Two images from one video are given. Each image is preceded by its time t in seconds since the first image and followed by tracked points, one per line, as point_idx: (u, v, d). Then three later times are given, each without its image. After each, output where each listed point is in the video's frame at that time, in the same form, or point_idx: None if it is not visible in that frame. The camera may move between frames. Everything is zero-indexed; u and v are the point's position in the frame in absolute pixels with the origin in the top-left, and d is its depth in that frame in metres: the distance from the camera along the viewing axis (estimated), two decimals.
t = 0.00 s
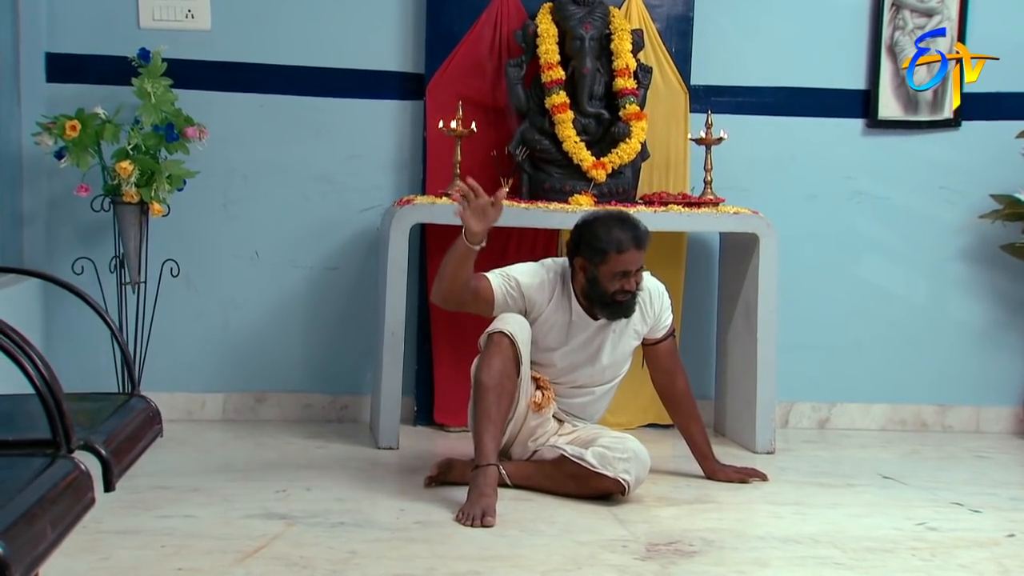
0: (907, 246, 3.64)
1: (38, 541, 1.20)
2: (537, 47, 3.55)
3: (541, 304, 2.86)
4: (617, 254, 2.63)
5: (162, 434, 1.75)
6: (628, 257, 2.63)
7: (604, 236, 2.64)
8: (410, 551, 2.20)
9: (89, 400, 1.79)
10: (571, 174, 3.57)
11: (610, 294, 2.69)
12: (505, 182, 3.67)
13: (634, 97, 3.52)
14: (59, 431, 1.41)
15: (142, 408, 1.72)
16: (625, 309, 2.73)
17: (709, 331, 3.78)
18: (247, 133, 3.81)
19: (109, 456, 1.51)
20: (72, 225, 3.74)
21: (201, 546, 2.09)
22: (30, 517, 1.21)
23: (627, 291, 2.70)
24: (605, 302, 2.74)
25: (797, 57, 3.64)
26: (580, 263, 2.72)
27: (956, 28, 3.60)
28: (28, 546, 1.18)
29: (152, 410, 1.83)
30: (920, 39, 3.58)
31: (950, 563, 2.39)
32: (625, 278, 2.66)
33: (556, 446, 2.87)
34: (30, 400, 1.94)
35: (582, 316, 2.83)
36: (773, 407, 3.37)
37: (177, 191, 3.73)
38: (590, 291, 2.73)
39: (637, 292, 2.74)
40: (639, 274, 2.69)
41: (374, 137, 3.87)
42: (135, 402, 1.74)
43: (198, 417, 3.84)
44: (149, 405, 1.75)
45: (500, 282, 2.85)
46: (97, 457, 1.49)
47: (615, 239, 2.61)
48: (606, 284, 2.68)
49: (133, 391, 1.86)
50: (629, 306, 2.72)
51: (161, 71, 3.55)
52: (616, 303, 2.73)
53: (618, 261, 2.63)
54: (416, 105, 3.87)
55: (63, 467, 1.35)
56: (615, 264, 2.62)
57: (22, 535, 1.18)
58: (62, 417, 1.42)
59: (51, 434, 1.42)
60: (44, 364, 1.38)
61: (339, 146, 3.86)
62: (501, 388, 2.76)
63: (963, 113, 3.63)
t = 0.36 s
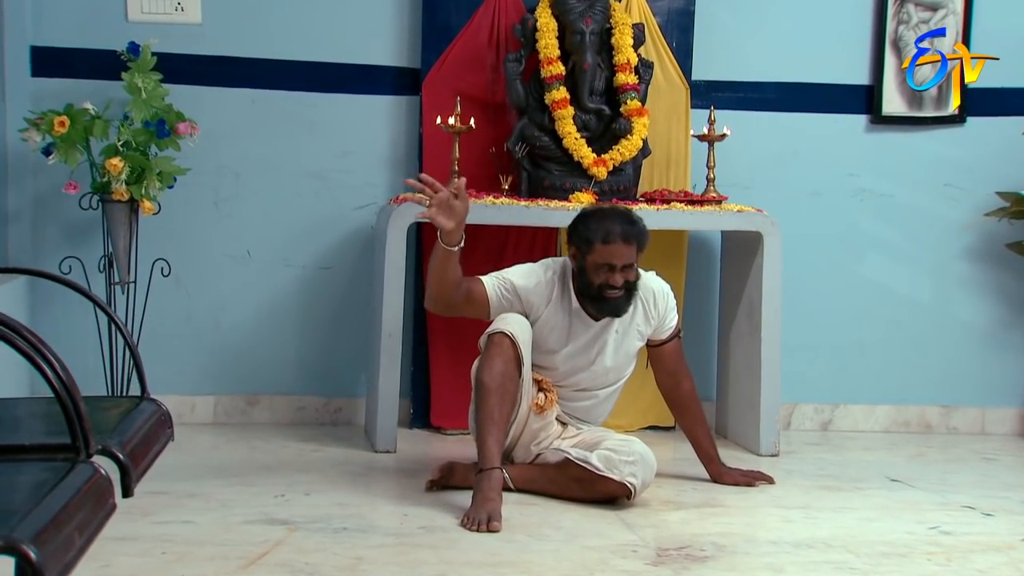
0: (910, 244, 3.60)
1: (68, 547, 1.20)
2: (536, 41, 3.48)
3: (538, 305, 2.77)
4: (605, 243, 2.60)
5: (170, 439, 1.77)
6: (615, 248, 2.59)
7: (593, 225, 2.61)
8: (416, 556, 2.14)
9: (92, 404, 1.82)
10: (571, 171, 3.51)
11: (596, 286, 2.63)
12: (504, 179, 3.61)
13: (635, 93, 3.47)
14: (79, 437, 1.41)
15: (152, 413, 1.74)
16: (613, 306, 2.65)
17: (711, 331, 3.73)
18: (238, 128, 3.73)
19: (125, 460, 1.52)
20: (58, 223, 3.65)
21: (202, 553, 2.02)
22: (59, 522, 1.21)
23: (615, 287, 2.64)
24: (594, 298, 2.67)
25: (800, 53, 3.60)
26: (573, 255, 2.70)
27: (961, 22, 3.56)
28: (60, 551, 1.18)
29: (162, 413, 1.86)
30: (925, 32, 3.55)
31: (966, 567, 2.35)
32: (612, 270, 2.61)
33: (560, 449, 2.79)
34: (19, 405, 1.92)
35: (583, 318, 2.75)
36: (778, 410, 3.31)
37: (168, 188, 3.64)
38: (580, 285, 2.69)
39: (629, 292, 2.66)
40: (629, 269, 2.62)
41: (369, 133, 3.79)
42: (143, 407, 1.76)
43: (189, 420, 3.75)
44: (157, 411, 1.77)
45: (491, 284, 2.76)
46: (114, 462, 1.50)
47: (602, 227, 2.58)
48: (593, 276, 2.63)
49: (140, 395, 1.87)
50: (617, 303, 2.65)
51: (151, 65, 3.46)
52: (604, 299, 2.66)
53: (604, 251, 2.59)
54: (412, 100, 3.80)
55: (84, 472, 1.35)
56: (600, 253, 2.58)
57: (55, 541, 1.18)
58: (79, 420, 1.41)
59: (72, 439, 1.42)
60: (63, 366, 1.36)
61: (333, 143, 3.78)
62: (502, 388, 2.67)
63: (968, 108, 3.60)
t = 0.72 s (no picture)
0: (912, 244, 3.57)
1: (92, 557, 1.17)
2: (534, 37, 3.42)
3: (540, 299, 2.68)
4: (596, 225, 2.57)
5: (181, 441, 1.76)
6: (603, 229, 2.54)
7: (587, 207, 2.59)
8: (420, 565, 2.07)
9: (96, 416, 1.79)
10: (568, 170, 3.45)
11: (579, 268, 2.57)
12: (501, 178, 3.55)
13: (634, 90, 3.41)
14: (94, 442, 1.42)
15: (162, 416, 1.74)
16: (594, 292, 2.56)
17: (710, 333, 3.68)
18: (227, 126, 3.64)
19: (139, 467, 1.50)
20: (41, 223, 3.55)
21: (200, 563, 1.96)
22: (80, 531, 1.17)
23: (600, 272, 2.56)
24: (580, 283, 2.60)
25: (800, 50, 3.55)
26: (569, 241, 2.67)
27: (963, 19, 3.53)
28: (84, 561, 1.14)
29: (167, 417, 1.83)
30: (928, 28, 3.51)
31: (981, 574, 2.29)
32: (598, 252, 2.55)
33: (562, 454, 2.72)
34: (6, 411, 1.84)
35: (580, 315, 2.67)
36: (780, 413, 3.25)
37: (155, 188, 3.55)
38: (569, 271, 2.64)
39: (615, 283, 2.57)
40: (616, 256, 2.55)
41: (362, 131, 3.71)
42: (151, 412, 1.73)
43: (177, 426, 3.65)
44: (164, 416, 1.75)
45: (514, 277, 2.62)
46: (129, 468, 1.48)
47: (593, 207, 2.56)
48: (579, 257, 2.58)
49: (147, 401, 1.83)
50: (599, 288, 2.55)
51: (137, 62, 3.37)
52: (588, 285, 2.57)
53: (591, 230, 2.55)
54: (405, 97, 3.72)
55: (99, 479, 1.32)
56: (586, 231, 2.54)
57: (79, 551, 1.14)
58: (94, 426, 1.43)
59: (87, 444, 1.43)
60: (76, 371, 1.39)
61: (324, 141, 3.70)
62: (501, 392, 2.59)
63: (971, 106, 3.56)
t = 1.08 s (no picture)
0: (914, 245, 3.53)
1: (121, 563, 1.16)
2: (531, 32, 3.36)
3: (556, 304, 2.62)
4: (602, 218, 2.52)
5: (190, 448, 1.76)
6: (611, 222, 2.51)
7: (595, 201, 2.56)
8: (425, 573, 2.00)
9: (92, 426, 1.75)
10: (567, 169, 3.39)
11: (586, 262, 2.53)
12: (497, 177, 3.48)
13: (633, 87, 3.35)
14: (112, 448, 1.42)
15: (174, 422, 1.74)
16: (601, 287, 2.52)
17: (710, 335, 3.63)
18: (216, 123, 3.56)
19: (155, 471, 1.50)
20: (23, 223, 3.45)
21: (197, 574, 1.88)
22: (107, 537, 1.16)
23: (608, 267, 2.52)
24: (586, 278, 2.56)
25: (800, 48, 3.51)
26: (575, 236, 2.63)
27: (966, 15, 3.50)
28: (113, 567, 1.14)
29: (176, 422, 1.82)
30: (929, 24, 3.48)
31: None
32: (605, 246, 2.51)
33: (565, 459, 2.66)
34: None
35: (589, 315, 2.64)
36: (782, 417, 3.21)
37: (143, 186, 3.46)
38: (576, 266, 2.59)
39: (623, 278, 2.53)
40: (624, 250, 2.52)
41: (354, 128, 3.64)
42: (162, 416, 1.74)
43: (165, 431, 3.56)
44: (173, 418, 1.76)
45: (543, 290, 2.52)
46: (145, 475, 1.47)
47: (601, 201, 2.53)
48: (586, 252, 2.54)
49: (156, 404, 1.85)
50: (606, 284, 2.52)
51: (123, 57, 3.28)
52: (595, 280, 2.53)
53: (600, 224, 2.52)
54: (398, 94, 3.65)
55: (120, 484, 1.31)
56: (593, 224, 2.51)
57: (108, 557, 1.13)
58: (112, 432, 1.43)
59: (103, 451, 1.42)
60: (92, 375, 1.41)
61: (316, 138, 3.62)
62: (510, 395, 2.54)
63: (973, 103, 3.53)
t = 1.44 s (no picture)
0: (918, 244, 3.51)
1: (156, 568, 1.12)
2: (530, 26, 3.30)
3: (559, 304, 2.55)
4: (607, 218, 2.45)
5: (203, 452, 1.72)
6: (616, 222, 2.44)
7: (600, 200, 2.49)
8: None
9: (86, 430, 1.67)
10: (566, 167, 3.33)
11: (588, 262, 2.46)
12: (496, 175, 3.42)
13: (634, 82, 3.30)
14: (135, 453, 1.37)
15: (188, 425, 1.70)
16: (603, 287, 2.45)
17: (711, 336, 3.58)
18: (205, 119, 3.48)
19: (176, 477, 1.45)
20: (9, 222, 3.36)
21: None
22: (136, 544, 1.10)
23: (610, 267, 2.45)
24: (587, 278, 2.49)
25: (801, 45, 3.47)
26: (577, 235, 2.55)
27: (969, 11, 3.47)
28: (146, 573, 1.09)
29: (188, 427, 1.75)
30: (933, 21, 3.46)
31: None
32: (608, 246, 2.44)
33: (570, 462, 2.59)
34: None
35: (593, 316, 2.56)
36: (786, 419, 3.15)
37: (132, 185, 3.38)
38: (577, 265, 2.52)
39: (625, 279, 2.46)
40: (628, 251, 2.45)
41: (349, 125, 3.56)
42: (175, 419, 1.69)
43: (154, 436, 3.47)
44: (187, 423, 1.70)
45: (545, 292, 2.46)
46: (166, 481, 1.42)
47: (607, 200, 2.46)
48: (589, 251, 2.47)
49: (168, 410, 1.76)
50: (607, 283, 2.44)
51: (111, 52, 3.18)
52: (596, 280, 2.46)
53: (604, 223, 2.45)
54: (392, 91, 3.58)
55: (142, 492, 1.25)
56: (597, 223, 2.44)
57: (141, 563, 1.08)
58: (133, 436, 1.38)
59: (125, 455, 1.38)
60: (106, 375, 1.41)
61: (309, 136, 3.55)
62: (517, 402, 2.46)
63: (978, 99, 3.51)
